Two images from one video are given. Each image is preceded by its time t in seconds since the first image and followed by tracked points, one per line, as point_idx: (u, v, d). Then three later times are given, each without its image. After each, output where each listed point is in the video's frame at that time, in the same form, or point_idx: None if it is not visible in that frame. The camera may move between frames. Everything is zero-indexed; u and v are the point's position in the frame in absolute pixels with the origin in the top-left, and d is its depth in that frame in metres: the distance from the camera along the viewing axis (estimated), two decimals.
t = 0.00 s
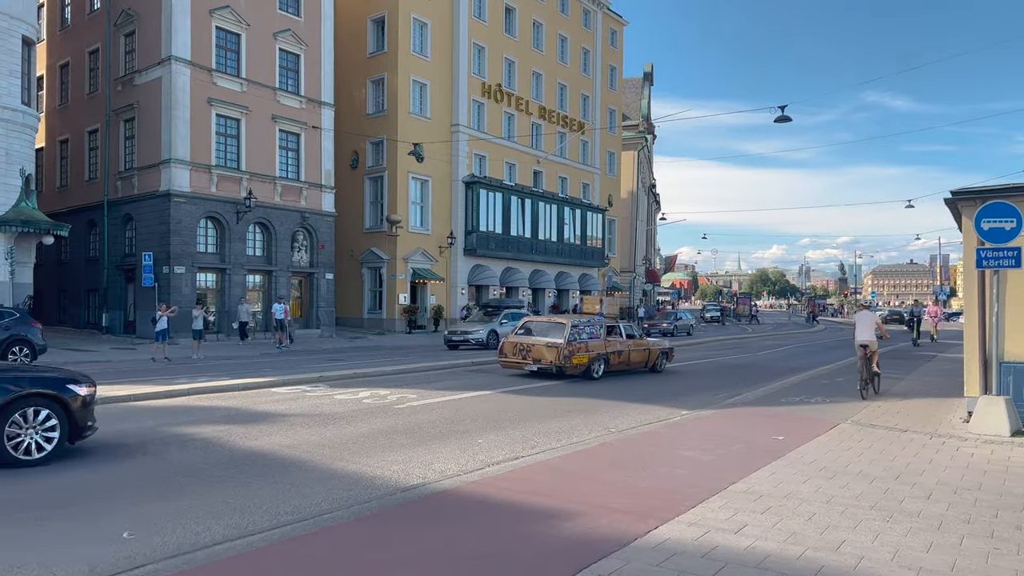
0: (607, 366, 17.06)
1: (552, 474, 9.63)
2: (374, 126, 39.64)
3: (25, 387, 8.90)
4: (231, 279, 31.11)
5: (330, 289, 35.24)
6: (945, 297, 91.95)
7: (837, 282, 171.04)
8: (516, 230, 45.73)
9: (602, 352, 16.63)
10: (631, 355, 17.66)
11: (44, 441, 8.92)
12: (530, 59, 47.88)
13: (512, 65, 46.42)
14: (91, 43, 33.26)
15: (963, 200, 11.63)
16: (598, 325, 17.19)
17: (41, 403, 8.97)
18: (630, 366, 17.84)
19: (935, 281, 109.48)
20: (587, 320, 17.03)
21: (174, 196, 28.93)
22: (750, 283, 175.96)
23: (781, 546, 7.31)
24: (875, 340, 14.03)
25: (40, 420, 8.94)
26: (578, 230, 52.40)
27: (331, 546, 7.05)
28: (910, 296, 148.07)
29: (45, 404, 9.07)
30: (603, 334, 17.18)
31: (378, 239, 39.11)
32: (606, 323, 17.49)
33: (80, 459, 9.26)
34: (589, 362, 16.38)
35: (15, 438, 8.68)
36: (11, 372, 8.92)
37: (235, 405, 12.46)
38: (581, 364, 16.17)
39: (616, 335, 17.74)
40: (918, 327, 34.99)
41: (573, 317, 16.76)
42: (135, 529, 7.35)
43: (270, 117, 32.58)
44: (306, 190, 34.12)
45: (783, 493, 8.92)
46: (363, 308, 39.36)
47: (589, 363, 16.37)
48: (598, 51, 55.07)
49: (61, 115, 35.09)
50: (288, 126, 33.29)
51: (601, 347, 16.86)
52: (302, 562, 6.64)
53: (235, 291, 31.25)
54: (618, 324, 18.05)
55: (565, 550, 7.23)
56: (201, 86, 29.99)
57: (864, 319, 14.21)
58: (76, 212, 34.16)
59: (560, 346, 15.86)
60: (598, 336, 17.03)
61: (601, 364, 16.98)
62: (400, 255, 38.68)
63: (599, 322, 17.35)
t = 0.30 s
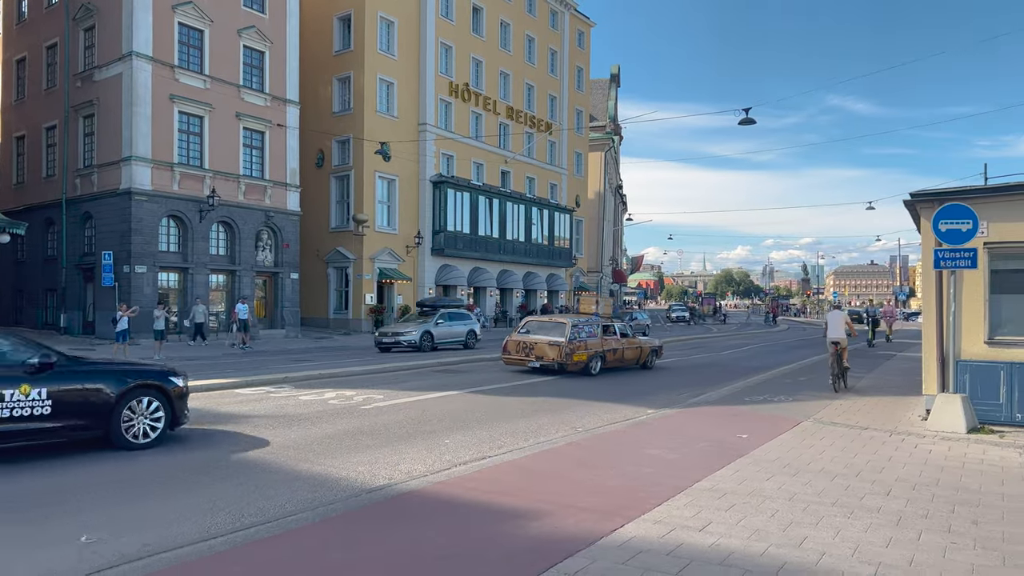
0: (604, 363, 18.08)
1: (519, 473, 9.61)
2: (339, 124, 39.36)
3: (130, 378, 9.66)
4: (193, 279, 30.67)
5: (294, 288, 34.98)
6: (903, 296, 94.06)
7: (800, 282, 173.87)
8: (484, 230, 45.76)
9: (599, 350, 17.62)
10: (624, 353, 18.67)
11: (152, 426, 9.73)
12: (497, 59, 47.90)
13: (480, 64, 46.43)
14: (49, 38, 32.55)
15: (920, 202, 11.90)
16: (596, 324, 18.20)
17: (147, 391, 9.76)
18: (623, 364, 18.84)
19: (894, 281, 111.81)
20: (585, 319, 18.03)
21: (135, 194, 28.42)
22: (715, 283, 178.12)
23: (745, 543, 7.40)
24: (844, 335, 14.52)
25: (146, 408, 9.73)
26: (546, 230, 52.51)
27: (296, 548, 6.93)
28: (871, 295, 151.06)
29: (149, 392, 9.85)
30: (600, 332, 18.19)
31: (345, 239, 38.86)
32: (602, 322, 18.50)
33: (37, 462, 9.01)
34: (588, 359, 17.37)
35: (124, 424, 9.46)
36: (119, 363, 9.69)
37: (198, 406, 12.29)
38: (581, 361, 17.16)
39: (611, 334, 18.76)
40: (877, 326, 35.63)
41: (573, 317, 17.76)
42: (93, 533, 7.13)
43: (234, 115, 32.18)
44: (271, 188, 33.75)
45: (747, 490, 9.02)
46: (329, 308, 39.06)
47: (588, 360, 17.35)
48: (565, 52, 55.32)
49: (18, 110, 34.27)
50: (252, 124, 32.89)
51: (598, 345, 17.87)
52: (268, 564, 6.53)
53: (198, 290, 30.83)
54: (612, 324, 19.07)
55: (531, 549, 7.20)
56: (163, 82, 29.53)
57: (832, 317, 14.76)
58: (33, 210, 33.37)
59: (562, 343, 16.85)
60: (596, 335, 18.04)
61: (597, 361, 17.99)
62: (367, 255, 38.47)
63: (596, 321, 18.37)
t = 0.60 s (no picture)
0: (603, 361, 19.10)
1: (492, 473, 9.60)
2: (311, 123, 39.12)
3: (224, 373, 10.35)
4: (162, 279, 30.29)
5: (266, 288, 34.70)
6: (870, 296, 95.64)
7: (771, 282, 175.92)
8: (457, 230, 45.70)
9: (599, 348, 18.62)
10: (621, 351, 19.69)
11: (241, 418, 10.46)
12: (470, 59, 47.87)
13: (453, 64, 46.38)
14: (13, 33, 31.90)
15: (889, 203, 12.07)
16: (595, 323, 19.20)
17: (238, 386, 10.45)
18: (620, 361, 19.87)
19: (862, 281, 113.49)
20: (585, 319, 19.03)
21: (102, 192, 27.97)
22: (687, 283, 179.63)
23: (716, 541, 7.46)
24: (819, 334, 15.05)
25: (238, 401, 10.45)
26: (519, 230, 52.53)
27: (265, 550, 6.83)
28: (840, 295, 153.28)
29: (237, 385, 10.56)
30: (600, 331, 19.20)
31: (317, 239, 38.62)
32: (601, 321, 19.50)
33: None
34: (588, 357, 18.39)
35: (219, 415, 10.16)
36: (217, 358, 10.37)
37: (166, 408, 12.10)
38: (582, 359, 18.17)
39: (609, 332, 19.77)
40: (845, 327, 36.11)
41: (574, 317, 18.75)
42: (57, 537, 6.95)
43: (204, 113, 31.81)
44: (241, 187, 33.42)
45: (718, 489, 9.08)
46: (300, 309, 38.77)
47: (588, 358, 18.37)
48: (539, 53, 55.42)
49: None
50: (222, 122, 32.53)
51: (598, 343, 18.87)
52: (236, 566, 6.43)
53: (167, 291, 30.44)
54: (609, 322, 20.07)
55: (503, 550, 7.17)
56: (131, 79, 29.10)
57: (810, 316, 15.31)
58: None
59: (565, 342, 17.85)
60: (595, 334, 19.03)
61: (597, 358, 19.01)
62: (339, 255, 38.23)
63: (596, 320, 19.39)
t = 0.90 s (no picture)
0: (605, 358, 20.19)
1: (470, 473, 9.61)
2: (288, 122, 38.92)
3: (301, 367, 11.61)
4: (137, 278, 30.00)
5: (242, 289, 34.51)
6: (845, 296, 96.83)
7: (748, 281, 177.51)
8: (437, 230, 45.64)
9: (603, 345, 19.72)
10: (622, 349, 20.82)
11: (314, 406, 11.67)
12: (449, 58, 47.81)
13: (432, 64, 46.30)
14: None
15: (864, 203, 12.20)
16: (597, 322, 20.33)
17: (311, 378, 11.70)
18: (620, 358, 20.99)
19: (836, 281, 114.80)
20: (588, 318, 20.14)
21: (76, 191, 27.63)
22: (665, 283, 180.71)
23: (693, 539, 7.51)
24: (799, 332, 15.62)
25: (311, 392, 11.68)
26: (498, 231, 52.52)
27: (241, 552, 6.78)
28: (816, 295, 154.92)
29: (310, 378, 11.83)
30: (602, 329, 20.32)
31: (294, 239, 38.43)
32: (602, 320, 20.63)
33: None
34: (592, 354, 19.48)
35: (296, 403, 11.40)
36: (293, 355, 11.62)
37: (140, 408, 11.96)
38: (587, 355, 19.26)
39: (610, 331, 20.91)
40: (819, 328, 36.46)
41: (578, 316, 19.87)
42: (28, 539, 6.85)
43: (180, 112, 31.52)
44: (218, 186, 33.17)
45: (695, 487, 9.14)
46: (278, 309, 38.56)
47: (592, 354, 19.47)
48: (518, 53, 55.49)
49: None
50: (199, 120, 32.25)
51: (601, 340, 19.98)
52: (212, 567, 6.38)
53: (142, 291, 30.16)
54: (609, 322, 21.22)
55: (480, 549, 7.17)
56: (105, 77, 28.76)
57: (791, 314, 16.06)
58: None
59: (570, 339, 18.93)
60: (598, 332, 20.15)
61: (599, 356, 20.11)
62: (317, 255, 38.04)
63: (597, 319, 20.52)
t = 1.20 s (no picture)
0: (607, 355, 21.35)
1: (453, 473, 9.60)
2: (270, 121, 38.70)
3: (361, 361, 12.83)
4: (117, 279, 29.74)
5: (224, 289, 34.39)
6: (826, 296, 97.77)
7: (731, 280, 178.61)
8: (420, 230, 45.55)
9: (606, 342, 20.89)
10: (623, 346, 22.00)
11: (373, 397, 12.94)
12: (433, 58, 47.74)
13: (415, 64, 46.19)
14: None
15: (845, 203, 12.30)
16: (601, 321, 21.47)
17: (373, 372, 12.93)
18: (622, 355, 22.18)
19: (818, 281, 115.74)
20: (593, 317, 21.26)
21: (55, 190, 27.33)
22: (649, 284, 181.23)
23: (675, 538, 7.54)
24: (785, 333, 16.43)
25: (370, 384, 12.92)
26: (483, 231, 52.52)
27: (222, 553, 6.73)
28: (798, 295, 156.15)
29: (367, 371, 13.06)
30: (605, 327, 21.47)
31: (276, 239, 38.24)
32: (606, 319, 21.78)
33: None
34: (597, 351, 20.61)
35: (360, 394, 12.61)
36: (355, 351, 12.86)
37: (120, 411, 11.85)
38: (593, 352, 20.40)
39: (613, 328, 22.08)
40: (798, 329, 36.76)
41: (583, 316, 21.00)
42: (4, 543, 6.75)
43: (160, 110, 31.28)
44: (199, 186, 32.95)
45: (677, 486, 9.19)
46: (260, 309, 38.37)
47: (596, 352, 20.60)
48: (502, 53, 55.54)
49: None
50: (180, 119, 32.03)
51: (605, 338, 21.13)
52: (190, 569, 6.33)
53: (122, 291, 29.90)
54: (611, 321, 22.37)
55: (463, 549, 7.17)
56: (85, 75, 28.48)
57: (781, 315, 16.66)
58: None
59: (577, 337, 20.05)
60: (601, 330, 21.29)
61: (602, 353, 21.23)
62: (300, 255, 37.84)
63: (602, 319, 21.67)
